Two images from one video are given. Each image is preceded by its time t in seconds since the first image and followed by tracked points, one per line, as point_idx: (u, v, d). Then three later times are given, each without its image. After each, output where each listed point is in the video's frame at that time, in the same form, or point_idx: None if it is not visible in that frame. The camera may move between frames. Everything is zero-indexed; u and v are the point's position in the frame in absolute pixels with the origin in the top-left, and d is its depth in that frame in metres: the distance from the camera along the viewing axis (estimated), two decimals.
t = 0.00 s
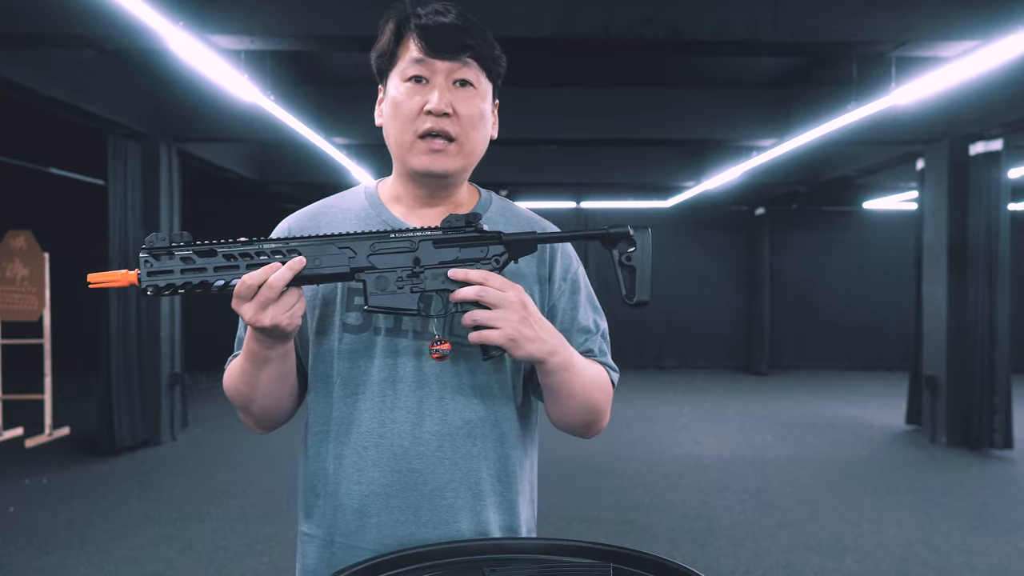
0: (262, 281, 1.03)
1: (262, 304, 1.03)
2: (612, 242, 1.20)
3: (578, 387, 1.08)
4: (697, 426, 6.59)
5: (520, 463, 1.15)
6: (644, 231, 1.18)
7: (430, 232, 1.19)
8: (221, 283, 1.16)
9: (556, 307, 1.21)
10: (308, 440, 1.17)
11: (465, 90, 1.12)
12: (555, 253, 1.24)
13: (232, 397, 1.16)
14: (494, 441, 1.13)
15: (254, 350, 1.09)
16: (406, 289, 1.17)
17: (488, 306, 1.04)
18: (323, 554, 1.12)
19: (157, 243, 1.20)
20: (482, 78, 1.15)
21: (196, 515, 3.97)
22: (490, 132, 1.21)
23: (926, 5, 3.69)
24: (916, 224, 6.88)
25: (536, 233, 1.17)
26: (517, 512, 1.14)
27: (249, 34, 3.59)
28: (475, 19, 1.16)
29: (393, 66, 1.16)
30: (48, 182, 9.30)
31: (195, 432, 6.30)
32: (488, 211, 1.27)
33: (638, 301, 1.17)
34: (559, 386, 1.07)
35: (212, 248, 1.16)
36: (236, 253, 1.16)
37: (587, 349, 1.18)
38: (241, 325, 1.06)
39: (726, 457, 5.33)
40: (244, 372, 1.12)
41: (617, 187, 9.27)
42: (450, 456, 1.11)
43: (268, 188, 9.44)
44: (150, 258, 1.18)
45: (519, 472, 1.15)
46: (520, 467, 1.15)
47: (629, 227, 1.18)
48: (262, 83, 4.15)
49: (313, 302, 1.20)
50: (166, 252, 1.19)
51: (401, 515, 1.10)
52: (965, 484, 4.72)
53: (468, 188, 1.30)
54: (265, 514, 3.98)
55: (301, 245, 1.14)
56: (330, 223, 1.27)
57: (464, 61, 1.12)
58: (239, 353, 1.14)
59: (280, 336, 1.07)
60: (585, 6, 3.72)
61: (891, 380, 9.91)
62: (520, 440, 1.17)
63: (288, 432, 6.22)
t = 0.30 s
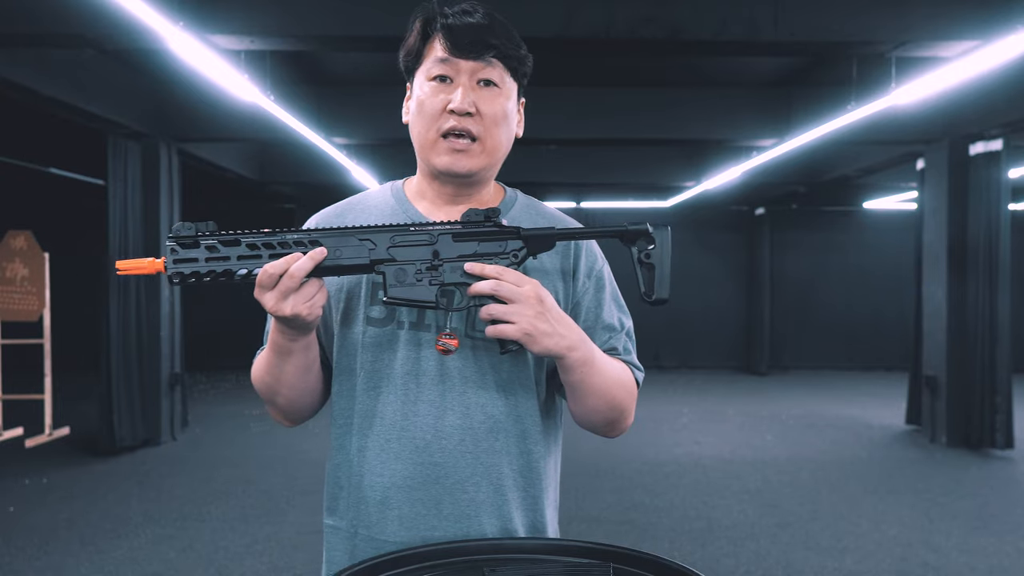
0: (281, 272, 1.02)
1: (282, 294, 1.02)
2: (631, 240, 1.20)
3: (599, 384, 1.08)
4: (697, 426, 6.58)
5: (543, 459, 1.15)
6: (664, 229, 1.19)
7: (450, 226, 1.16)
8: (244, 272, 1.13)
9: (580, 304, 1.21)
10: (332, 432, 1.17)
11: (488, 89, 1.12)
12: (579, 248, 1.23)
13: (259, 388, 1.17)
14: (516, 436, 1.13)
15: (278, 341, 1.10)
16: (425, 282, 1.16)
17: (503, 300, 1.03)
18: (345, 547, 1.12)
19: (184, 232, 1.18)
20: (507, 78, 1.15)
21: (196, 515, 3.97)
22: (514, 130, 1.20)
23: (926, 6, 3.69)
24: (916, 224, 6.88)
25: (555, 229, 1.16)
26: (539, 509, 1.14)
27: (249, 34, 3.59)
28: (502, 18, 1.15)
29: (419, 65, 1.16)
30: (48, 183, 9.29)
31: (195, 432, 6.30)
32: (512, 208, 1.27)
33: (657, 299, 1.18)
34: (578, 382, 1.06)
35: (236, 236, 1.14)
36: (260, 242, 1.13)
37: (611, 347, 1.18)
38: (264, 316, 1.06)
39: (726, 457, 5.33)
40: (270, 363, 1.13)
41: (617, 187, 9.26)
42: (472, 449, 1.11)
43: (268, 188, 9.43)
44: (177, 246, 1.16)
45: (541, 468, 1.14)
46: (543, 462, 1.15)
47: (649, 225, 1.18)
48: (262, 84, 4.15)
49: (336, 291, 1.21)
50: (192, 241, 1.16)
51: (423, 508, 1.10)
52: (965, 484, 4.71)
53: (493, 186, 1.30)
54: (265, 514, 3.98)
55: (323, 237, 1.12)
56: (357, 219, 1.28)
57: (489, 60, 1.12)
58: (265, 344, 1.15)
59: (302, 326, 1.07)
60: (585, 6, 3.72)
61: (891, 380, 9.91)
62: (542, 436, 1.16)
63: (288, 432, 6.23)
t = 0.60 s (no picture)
0: (318, 274, 1.02)
1: (319, 296, 1.03)
2: (665, 239, 1.19)
3: (633, 382, 1.07)
4: (697, 426, 6.58)
5: (576, 457, 1.14)
6: (698, 227, 1.18)
7: (485, 226, 1.15)
8: (283, 275, 1.13)
9: (612, 303, 1.21)
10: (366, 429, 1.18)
11: (508, 87, 1.10)
12: (611, 247, 1.22)
13: (296, 385, 1.18)
14: (548, 434, 1.13)
15: (314, 341, 1.10)
16: (460, 282, 1.15)
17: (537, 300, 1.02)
18: (378, 544, 1.12)
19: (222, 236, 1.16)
20: (526, 74, 1.13)
21: (196, 515, 3.97)
22: (539, 123, 1.19)
23: (926, 5, 3.69)
24: (916, 224, 6.88)
25: (588, 228, 1.14)
26: (572, 507, 1.13)
27: (249, 34, 3.59)
28: (515, 12, 1.12)
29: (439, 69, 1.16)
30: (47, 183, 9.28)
31: (195, 432, 6.30)
32: (544, 207, 1.26)
33: (691, 297, 1.16)
34: (612, 381, 1.06)
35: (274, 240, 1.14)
36: (298, 246, 1.14)
37: (643, 345, 1.17)
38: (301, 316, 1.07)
39: (726, 457, 5.33)
40: (306, 362, 1.14)
41: (618, 187, 9.26)
42: (505, 447, 1.10)
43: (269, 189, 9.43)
44: (216, 250, 1.15)
45: (575, 466, 1.14)
46: (576, 460, 1.14)
47: (683, 222, 1.18)
48: (262, 83, 4.15)
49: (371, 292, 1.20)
50: (230, 245, 1.16)
51: (457, 505, 1.10)
52: (965, 484, 4.71)
53: (525, 185, 1.28)
54: (265, 514, 3.98)
55: (358, 239, 1.12)
56: (391, 220, 1.27)
57: (506, 58, 1.10)
58: (303, 343, 1.16)
59: (339, 327, 1.08)
60: (585, 6, 3.73)
61: (891, 380, 9.90)
62: (575, 433, 1.16)
63: (288, 432, 6.22)
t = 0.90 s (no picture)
0: (336, 274, 1.03)
1: (337, 295, 1.03)
2: (684, 239, 1.20)
3: (650, 382, 1.07)
4: (697, 426, 6.58)
5: (595, 455, 1.13)
6: (718, 227, 1.17)
7: (503, 226, 1.15)
8: (303, 274, 1.15)
9: (628, 302, 1.20)
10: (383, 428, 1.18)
11: (526, 86, 1.10)
12: (627, 246, 1.21)
13: (314, 384, 1.18)
14: (565, 432, 1.12)
15: (333, 340, 1.11)
16: (477, 282, 1.16)
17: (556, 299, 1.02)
18: (397, 542, 1.12)
19: (243, 234, 1.18)
20: (545, 74, 1.13)
21: (197, 515, 3.97)
22: (557, 123, 1.19)
23: (926, 6, 3.69)
24: (916, 224, 6.88)
25: (606, 228, 1.14)
26: (592, 504, 1.12)
27: (249, 34, 3.59)
28: (535, 12, 1.13)
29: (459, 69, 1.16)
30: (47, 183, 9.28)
31: (194, 432, 6.29)
32: (561, 205, 1.25)
33: (709, 299, 1.16)
34: (628, 381, 1.06)
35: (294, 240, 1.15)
36: (317, 245, 1.15)
37: (660, 344, 1.16)
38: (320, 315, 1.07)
39: (726, 457, 5.33)
40: (325, 361, 1.14)
41: (617, 188, 9.26)
42: (522, 445, 1.10)
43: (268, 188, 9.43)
44: (237, 248, 1.17)
45: (593, 464, 1.13)
46: (595, 458, 1.13)
47: (702, 223, 1.18)
48: (262, 84, 4.15)
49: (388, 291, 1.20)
50: (251, 243, 1.18)
51: (474, 502, 1.10)
52: (966, 484, 4.71)
53: (541, 184, 1.28)
54: (265, 514, 3.98)
55: (377, 239, 1.13)
56: (407, 219, 1.27)
57: (524, 58, 1.10)
58: (321, 341, 1.16)
59: (358, 326, 1.08)
60: (585, 6, 3.73)
61: (891, 380, 9.91)
62: (594, 431, 1.15)
63: (287, 432, 6.22)
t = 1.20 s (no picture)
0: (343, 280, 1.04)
1: (343, 301, 1.04)
2: (702, 241, 1.20)
3: (658, 389, 1.07)
4: (697, 426, 6.58)
5: (602, 455, 1.13)
6: (737, 230, 1.18)
7: (509, 231, 1.17)
8: (310, 281, 1.17)
9: (636, 300, 1.20)
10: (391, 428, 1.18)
11: (534, 88, 1.10)
12: (635, 246, 1.22)
13: (324, 387, 1.19)
14: (573, 432, 1.12)
15: (342, 343, 1.11)
16: (484, 288, 1.17)
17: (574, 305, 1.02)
18: (404, 541, 1.13)
19: (251, 244, 1.21)
20: (552, 75, 1.13)
21: (197, 515, 3.97)
22: (564, 125, 1.19)
23: (926, 5, 3.69)
24: (916, 224, 6.88)
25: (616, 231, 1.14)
26: (598, 504, 1.12)
27: (249, 34, 3.59)
28: (542, 14, 1.13)
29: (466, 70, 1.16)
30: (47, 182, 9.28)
31: (194, 432, 6.29)
32: (568, 206, 1.25)
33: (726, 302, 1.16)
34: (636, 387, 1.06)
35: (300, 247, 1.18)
36: (323, 252, 1.17)
37: (666, 345, 1.16)
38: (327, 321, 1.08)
39: (726, 457, 5.33)
40: (334, 364, 1.15)
41: (617, 188, 9.26)
42: (528, 445, 1.10)
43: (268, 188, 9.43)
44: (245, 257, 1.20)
45: (600, 464, 1.13)
46: (602, 458, 1.13)
47: (721, 225, 1.19)
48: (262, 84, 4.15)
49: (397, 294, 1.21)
50: (259, 252, 1.20)
51: (480, 502, 1.10)
52: (966, 484, 4.71)
53: (549, 184, 1.27)
54: (265, 514, 3.98)
55: (383, 246, 1.14)
56: (415, 222, 1.27)
57: (532, 59, 1.10)
58: (331, 345, 1.16)
59: (366, 332, 1.09)
60: (586, 6, 3.73)
61: (891, 380, 9.90)
62: (602, 431, 1.15)
63: (287, 432, 6.22)
